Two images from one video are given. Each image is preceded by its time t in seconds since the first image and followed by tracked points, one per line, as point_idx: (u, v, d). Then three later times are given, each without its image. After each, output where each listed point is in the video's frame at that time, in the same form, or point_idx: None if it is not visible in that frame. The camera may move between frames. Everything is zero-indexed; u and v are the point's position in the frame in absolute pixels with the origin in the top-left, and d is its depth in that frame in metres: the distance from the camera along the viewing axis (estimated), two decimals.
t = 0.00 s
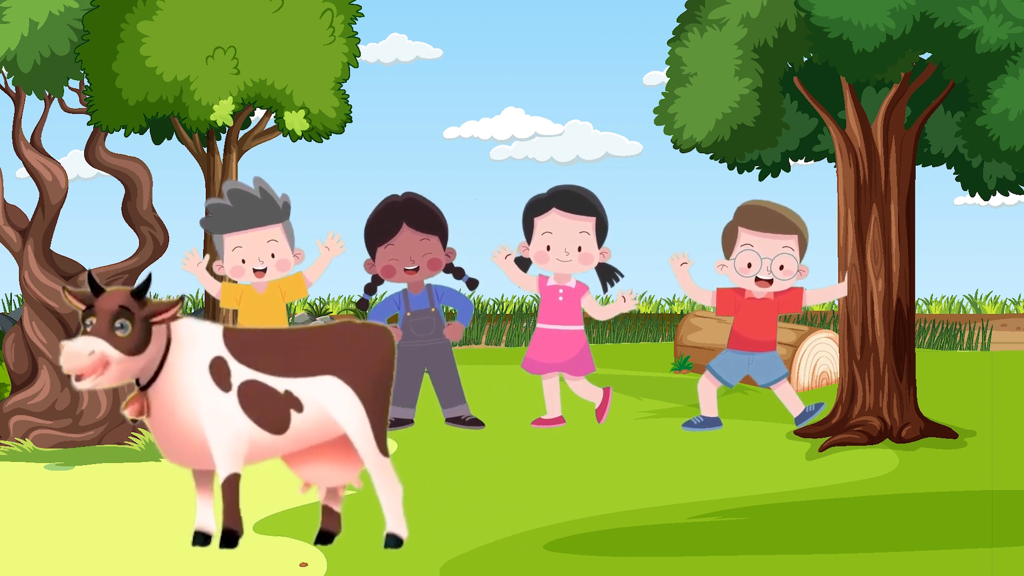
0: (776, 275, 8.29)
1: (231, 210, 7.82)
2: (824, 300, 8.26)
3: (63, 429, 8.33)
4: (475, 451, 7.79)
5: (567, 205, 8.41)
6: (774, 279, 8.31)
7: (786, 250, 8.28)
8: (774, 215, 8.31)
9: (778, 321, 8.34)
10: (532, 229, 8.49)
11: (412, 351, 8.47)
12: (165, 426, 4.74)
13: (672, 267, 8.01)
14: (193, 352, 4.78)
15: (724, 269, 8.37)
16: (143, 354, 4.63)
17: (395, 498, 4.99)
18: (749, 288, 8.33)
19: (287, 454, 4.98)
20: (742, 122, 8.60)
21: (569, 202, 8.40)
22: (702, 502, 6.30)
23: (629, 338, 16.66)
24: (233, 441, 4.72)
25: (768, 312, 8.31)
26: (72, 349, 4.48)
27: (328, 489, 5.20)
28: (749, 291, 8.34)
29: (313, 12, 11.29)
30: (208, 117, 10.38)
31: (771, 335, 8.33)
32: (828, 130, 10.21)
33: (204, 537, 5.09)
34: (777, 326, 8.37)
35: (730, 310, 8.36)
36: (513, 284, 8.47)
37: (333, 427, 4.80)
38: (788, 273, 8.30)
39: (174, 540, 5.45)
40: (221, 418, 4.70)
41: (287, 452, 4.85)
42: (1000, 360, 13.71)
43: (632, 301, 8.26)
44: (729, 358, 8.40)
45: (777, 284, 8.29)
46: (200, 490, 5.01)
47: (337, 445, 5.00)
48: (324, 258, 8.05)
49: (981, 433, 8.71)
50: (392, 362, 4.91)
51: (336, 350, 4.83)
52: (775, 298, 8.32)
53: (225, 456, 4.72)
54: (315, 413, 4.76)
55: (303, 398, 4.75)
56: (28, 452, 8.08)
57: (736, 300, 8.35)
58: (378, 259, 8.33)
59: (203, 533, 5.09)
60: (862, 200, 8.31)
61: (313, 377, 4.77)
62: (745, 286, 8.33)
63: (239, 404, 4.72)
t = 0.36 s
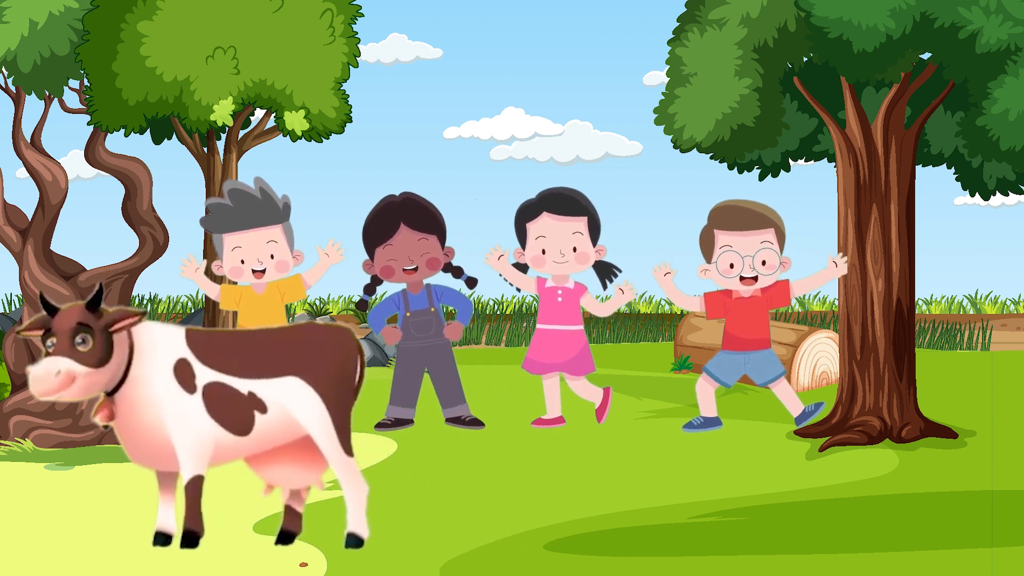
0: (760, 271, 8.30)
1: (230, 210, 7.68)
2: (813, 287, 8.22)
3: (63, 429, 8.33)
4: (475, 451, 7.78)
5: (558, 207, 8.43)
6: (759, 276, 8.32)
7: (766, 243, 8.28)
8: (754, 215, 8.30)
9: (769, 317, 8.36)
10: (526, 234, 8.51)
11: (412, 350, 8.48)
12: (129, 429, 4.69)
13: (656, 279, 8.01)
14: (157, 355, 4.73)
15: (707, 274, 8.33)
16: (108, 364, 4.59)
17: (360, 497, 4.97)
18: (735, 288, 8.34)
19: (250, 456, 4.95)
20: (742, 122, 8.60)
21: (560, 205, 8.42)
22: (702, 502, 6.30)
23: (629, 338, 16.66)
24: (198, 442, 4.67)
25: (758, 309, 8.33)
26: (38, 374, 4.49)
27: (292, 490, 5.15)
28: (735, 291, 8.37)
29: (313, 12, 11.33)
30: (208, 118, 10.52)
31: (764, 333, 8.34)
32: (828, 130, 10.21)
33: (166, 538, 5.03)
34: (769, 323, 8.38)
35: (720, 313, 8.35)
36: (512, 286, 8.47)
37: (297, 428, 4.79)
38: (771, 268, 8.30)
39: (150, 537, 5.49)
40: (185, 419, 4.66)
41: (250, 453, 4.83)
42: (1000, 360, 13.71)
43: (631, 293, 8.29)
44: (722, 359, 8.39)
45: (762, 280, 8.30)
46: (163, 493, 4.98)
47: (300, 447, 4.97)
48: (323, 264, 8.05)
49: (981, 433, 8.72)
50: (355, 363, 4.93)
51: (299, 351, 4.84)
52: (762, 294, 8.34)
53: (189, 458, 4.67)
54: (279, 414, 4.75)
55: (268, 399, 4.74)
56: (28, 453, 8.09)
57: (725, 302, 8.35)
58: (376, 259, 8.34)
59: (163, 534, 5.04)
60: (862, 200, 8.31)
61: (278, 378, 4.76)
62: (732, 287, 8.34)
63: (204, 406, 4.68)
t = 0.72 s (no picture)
0: (752, 270, 8.28)
1: (231, 210, 7.70)
2: (806, 282, 8.21)
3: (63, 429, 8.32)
4: (475, 451, 7.77)
5: (557, 206, 8.43)
6: (751, 274, 8.31)
7: (756, 241, 8.27)
8: (747, 215, 8.29)
9: (763, 316, 8.34)
10: (526, 234, 8.53)
11: (412, 349, 8.49)
12: (91, 432, 4.65)
13: (649, 283, 8.00)
14: (120, 359, 4.67)
15: (700, 276, 8.36)
16: (75, 382, 4.53)
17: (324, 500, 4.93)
18: (728, 288, 8.35)
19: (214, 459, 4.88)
20: (742, 122, 8.60)
21: (558, 203, 8.42)
22: (702, 502, 6.30)
23: (629, 338, 16.67)
24: (159, 445, 4.62)
25: (753, 308, 8.32)
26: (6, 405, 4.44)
27: (253, 493, 5.11)
28: (729, 291, 8.37)
29: (312, 12, 11.42)
30: (208, 118, 10.66)
31: (761, 332, 8.34)
32: (828, 130, 10.21)
33: (127, 538, 4.95)
34: (765, 323, 8.37)
35: (714, 313, 8.36)
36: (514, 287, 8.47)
37: (259, 430, 4.72)
38: (763, 264, 8.28)
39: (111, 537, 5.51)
40: (147, 422, 4.60)
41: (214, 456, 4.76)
42: (1000, 360, 13.71)
43: (630, 292, 8.29)
44: (720, 358, 8.39)
45: (755, 278, 8.29)
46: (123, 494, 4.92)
47: (262, 449, 4.89)
48: (328, 267, 8.04)
49: (981, 433, 8.71)
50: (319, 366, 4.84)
51: (263, 352, 4.75)
52: (756, 292, 8.34)
53: (150, 460, 4.62)
54: (242, 417, 4.68)
55: (230, 401, 4.66)
56: (28, 453, 8.10)
57: (719, 302, 8.36)
58: (390, 254, 8.39)
59: (125, 535, 4.96)
60: (862, 200, 8.31)
61: (240, 380, 4.67)
62: (725, 287, 8.34)
63: (165, 408, 4.61)
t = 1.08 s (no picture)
0: (764, 273, 8.32)
1: (231, 210, 7.88)
2: (817, 290, 8.22)
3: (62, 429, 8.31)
4: (475, 451, 7.77)
5: (569, 208, 8.49)
6: (762, 276, 8.34)
7: (771, 246, 8.31)
8: (760, 215, 8.35)
9: (770, 319, 8.36)
10: (535, 232, 8.57)
11: (414, 348, 8.49)
12: (52, 431, 4.64)
13: (660, 274, 8.02)
14: (80, 358, 4.65)
15: (711, 272, 8.39)
16: (30, 367, 4.57)
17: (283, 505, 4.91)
18: (739, 288, 8.37)
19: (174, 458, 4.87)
20: (742, 122, 8.60)
21: (571, 206, 8.47)
22: (702, 502, 6.30)
23: (629, 338, 16.67)
24: (119, 445, 4.62)
25: (761, 310, 8.34)
26: None
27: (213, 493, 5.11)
28: (739, 291, 8.39)
29: (312, 12, 11.42)
30: (208, 118, 10.66)
31: (766, 334, 8.34)
32: (828, 130, 10.21)
33: (87, 538, 4.99)
34: (771, 325, 8.39)
35: (722, 312, 8.38)
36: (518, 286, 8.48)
37: (219, 430, 4.70)
38: (776, 269, 8.32)
39: (72, 536, 5.55)
40: (106, 422, 4.60)
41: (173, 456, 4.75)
42: (1000, 360, 13.71)
43: (627, 305, 8.30)
44: (723, 358, 8.38)
45: (766, 281, 8.31)
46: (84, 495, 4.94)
47: (222, 449, 4.89)
48: (331, 262, 8.06)
49: (981, 433, 8.71)
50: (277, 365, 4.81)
51: (222, 352, 4.71)
52: (765, 295, 8.35)
53: (109, 460, 4.62)
54: (201, 417, 4.66)
55: (189, 401, 4.64)
56: (28, 452, 8.08)
57: (727, 302, 8.39)
58: (406, 248, 8.41)
59: (85, 534, 5.00)
60: (862, 200, 8.31)
61: (200, 380, 4.65)
62: (734, 286, 8.37)
63: (125, 408, 4.61)
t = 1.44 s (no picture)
0: (781, 276, 8.35)
1: (230, 210, 7.93)
2: (826, 303, 8.30)
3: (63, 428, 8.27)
4: (475, 451, 7.76)
5: (579, 218, 8.51)
6: (778, 280, 8.36)
7: (791, 250, 8.34)
8: (781, 216, 8.36)
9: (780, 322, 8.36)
10: (543, 236, 8.57)
11: (413, 349, 8.48)
12: (8, 425, 4.63)
13: (676, 264, 8.02)
14: (37, 354, 4.64)
15: (728, 268, 8.40)
16: None
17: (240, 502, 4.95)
18: (752, 288, 8.38)
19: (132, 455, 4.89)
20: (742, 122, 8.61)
21: (583, 216, 8.51)
22: (702, 502, 6.30)
23: (629, 338, 16.67)
24: (76, 440, 4.63)
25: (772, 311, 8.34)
26: None
27: (172, 491, 5.16)
28: (752, 291, 8.38)
29: (312, 12, 11.42)
30: (208, 118, 10.66)
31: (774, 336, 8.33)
32: (827, 130, 10.22)
33: (47, 538, 5.08)
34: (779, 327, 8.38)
35: (732, 309, 8.39)
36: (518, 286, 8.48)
37: (177, 428, 4.69)
38: (793, 274, 8.35)
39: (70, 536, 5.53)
40: (64, 418, 4.61)
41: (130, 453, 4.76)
42: (1000, 360, 13.71)
43: (628, 314, 8.29)
44: (729, 357, 8.38)
45: (781, 285, 8.34)
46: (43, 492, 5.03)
47: (182, 446, 4.95)
48: (328, 259, 8.07)
49: (981, 433, 8.72)
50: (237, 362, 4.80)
51: (181, 349, 4.70)
52: (778, 298, 8.36)
53: (66, 456, 4.63)
54: (159, 414, 4.66)
55: (148, 399, 4.63)
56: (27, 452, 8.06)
57: (739, 299, 8.38)
58: (395, 252, 8.42)
59: (46, 534, 5.09)
60: (862, 200, 8.31)
61: (158, 378, 4.64)
62: (749, 286, 8.38)
63: (82, 404, 4.61)
